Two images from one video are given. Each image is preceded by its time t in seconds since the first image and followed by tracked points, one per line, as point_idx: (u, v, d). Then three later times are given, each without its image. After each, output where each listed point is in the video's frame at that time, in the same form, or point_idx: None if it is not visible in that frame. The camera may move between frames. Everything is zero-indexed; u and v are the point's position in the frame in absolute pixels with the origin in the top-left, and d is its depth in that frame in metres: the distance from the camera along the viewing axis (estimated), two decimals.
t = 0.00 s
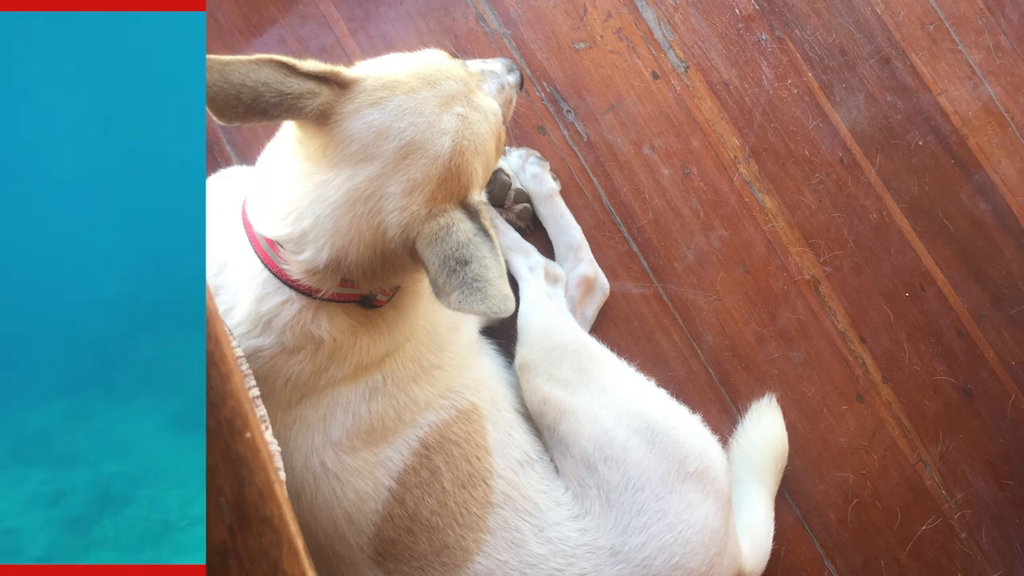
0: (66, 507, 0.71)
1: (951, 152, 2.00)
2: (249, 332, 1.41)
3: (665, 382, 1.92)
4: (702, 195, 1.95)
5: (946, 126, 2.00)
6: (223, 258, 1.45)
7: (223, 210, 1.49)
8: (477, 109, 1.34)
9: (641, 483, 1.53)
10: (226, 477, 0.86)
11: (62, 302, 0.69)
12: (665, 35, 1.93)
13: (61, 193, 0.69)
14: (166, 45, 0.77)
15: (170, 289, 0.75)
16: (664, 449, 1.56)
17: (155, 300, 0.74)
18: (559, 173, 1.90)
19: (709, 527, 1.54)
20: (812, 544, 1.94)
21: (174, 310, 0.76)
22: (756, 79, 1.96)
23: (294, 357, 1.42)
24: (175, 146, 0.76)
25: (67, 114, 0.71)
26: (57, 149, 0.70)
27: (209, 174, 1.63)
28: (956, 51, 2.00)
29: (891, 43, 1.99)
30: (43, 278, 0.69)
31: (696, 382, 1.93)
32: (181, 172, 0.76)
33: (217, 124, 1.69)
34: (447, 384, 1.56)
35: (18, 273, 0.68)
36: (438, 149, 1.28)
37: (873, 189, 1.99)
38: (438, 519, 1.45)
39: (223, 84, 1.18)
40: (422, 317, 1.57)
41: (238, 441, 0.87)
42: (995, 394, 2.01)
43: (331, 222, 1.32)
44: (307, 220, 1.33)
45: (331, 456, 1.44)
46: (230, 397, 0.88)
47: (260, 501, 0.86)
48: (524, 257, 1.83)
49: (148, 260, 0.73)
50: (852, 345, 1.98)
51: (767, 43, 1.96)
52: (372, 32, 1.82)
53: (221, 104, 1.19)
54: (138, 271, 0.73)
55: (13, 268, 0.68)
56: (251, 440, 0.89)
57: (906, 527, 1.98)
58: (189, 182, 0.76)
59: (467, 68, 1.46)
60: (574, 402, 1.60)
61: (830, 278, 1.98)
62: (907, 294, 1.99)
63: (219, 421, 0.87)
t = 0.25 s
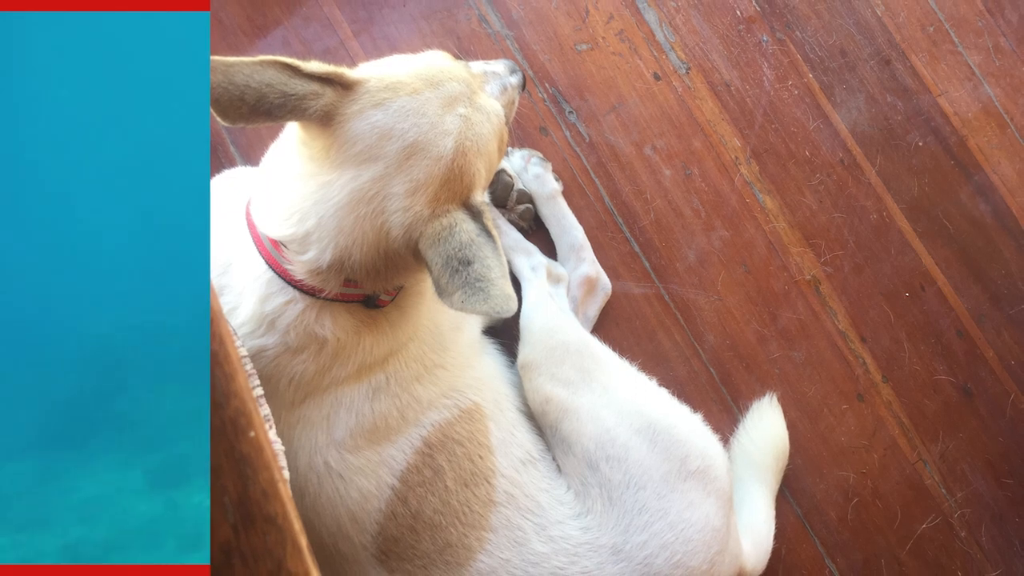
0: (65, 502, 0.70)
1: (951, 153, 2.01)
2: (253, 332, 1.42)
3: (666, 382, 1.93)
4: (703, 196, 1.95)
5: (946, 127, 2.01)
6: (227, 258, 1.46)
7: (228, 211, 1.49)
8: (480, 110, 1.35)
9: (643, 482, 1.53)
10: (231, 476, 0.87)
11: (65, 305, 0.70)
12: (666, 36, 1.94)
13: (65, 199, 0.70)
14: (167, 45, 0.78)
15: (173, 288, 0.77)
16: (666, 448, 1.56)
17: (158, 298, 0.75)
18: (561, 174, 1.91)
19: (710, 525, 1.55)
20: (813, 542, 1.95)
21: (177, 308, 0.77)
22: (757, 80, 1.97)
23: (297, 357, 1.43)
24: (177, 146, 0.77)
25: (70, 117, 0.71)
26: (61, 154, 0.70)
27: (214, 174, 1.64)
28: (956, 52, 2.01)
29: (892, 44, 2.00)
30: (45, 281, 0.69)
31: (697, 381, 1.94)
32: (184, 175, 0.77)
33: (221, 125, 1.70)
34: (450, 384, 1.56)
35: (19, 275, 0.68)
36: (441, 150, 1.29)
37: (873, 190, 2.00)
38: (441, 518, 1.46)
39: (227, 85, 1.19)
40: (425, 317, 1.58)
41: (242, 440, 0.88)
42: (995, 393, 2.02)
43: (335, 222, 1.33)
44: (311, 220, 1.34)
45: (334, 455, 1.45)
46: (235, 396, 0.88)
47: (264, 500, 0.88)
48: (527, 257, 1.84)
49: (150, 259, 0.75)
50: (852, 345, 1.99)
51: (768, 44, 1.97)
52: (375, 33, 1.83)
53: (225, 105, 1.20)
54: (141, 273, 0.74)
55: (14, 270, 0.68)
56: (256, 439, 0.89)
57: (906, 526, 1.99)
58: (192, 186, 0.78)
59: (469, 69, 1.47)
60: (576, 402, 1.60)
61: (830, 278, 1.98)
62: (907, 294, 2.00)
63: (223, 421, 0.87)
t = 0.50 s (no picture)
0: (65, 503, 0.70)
1: (951, 154, 2.02)
2: (257, 332, 1.43)
3: (668, 381, 1.94)
4: (704, 197, 1.96)
5: (946, 128, 2.02)
6: (230, 258, 1.47)
7: (232, 211, 1.50)
8: (482, 111, 1.36)
9: (645, 481, 1.54)
10: (235, 476, 0.87)
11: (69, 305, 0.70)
12: (668, 38, 1.95)
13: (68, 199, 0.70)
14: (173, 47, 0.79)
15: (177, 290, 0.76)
16: (667, 447, 1.57)
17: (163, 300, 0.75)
18: (564, 175, 1.92)
19: (711, 524, 1.55)
20: (814, 541, 1.96)
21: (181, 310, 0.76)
22: (758, 82, 1.98)
23: (301, 356, 1.44)
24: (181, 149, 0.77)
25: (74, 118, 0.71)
26: (66, 157, 0.70)
27: (218, 175, 1.65)
28: (956, 54, 2.02)
29: (892, 46, 2.01)
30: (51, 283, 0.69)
31: (699, 381, 1.95)
32: (188, 175, 0.77)
33: (225, 126, 1.71)
34: (453, 383, 1.57)
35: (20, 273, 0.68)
36: (443, 150, 1.30)
37: (874, 190, 2.01)
38: (443, 516, 1.47)
39: (232, 86, 1.19)
40: (428, 317, 1.59)
41: (246, 439, 0.88)
42: (994, 392, 2.03)
43: (338, 223, 1.34)
44: (315, 221, 1.35)
45: (338, 454, 1.46)
46: (239, 396, 0.89)
47: (268, 498, 0.88)
48: (529, 258, 1.84)
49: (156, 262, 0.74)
50: (852, 344, 2.00)
51: (769, 46, 1.98)
52: (379, 35, 1.84)
53: (229, 106, 1.20)
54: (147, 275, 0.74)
55: (16, 269, 0.68)
56: (260, 439, 0.90)
57: (907, 525, 1.99)
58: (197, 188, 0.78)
59: (472, 71, 1.48)
60: (578, 401, 1.61)
61: (831, 278, 1.99)
62: (907, 294, 2.01)
63: (227, 420, 0.88)
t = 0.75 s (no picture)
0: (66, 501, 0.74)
1: (951, 155, 2.03)
2: (261, 332, 1.43)
3: (669, 381, 1.95)
4: (705, 197, 1.97)
5: (946, 129, 2.03)
6: (235, 258, 1.48)
7: (236, 212, 1.51)
8: (485, 112, 1.37)
9: (646, 480, 1.55)
10: (239, 475, 0.88)
11: (74, 309, 0.74)
12: (669, 39, 1.96)
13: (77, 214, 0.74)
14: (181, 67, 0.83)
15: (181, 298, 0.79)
16: (669, 446, 1.58)
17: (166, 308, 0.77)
18: (566, 175, 1.93)
19: (712, 522, 1.56)
20: (814, 540, 1.97)
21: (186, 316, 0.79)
22: (759, 83, 1.98)
23: (305, 356, 1.45)
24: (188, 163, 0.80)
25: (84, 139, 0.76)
26: (71, 167, 0.75)
27: (222, 176, 1.66)
28: (956, 55, 2.03)
29: (892, 47, 2.02)
30: (55, 290, 0.74)
31: (700, 380, 1.96)
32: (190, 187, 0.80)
33: (229, 127, 1.72)
34: (456, 382, 1.58)
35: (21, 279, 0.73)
36: (446, 151, 1.30)
37: (874, 191, 2.02)
38: (446, 515, 1.48)
39: (236, 87, 1.20)
40: (431, 317, 1.59)
41: (250, 438, 0.89)
42: (994, 392, 2.04)
43: (342, 223, 1.34)
44: (319, 221, 1.35)
45: (341, 453, 1.47)
46: (243, 395, 0.89)
47: (271, 497, 0.88)
48: (532, 258, 1.85)
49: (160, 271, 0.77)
50: (853, 344, 2.00)
51: (770, 47, 1.99)
52: (382, 36, 1.85)
53: (234, 107, 1.21)
54: (146, 277, 0.77)
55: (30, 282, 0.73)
56: (263, 438, 0.90)
57: (907, 523, 2.00)
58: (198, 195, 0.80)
59: (475, 72, 1.49)
60: (580, 400, 1.62)
61: (831, 278, 2.00)
62: (907, 294, 2.02)
63: (231, 419, 0.88)
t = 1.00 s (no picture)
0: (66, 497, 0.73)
1: (950, 156, 2.04)
2: (265, 331, 1.44)
3: (671, 380, 1.96)
4: (707, 198, 1.98)
5: (946, 129, 2.03)
6: (239, 258, 1.49)
7: (241, 212, 1.52)
8: (487, 113, 1.38)
9: (648, 479, 1.56)
10: (243, 473, 0.88)
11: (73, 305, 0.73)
12: (671, 41, 1.97)
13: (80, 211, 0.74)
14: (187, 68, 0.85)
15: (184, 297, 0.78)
16: (671, 445, 1.59)
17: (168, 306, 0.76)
18: (568, 176, 1.94)
19: (713, 521, 1.57)
20: (815, 538, 1.98)
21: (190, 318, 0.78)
22: (760, 84, 1.99)
23: (308, 355, 1.46)
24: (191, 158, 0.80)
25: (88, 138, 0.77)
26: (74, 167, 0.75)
27: (226, 176, 1.67)
28: (956, 56, 2.04)
29: (892, 49, 2.03)
30: (54, 285, 0.73)
31: (701, 379, 1.96)
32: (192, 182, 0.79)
33: (233, 128, 1.73)
34: (458, 382, 1.59)
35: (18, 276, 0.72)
36: (449, 152, 1.31)
37: (875, 191, 2.02)
38: (449, 513, 1.49)
39: (240, 88, 1.21)
40: (434, 316, 1.60)
41: (255, 437, 0.89)
42: (993, 391, 2.04)
43: (345, 224, 1.35)
44: (322, 221, 1.36)
45: (345, 452, 1.47)
46: (248, 394, 0.90)
47: (276, 496, 0.88)
48: (534, 258, 1.87)
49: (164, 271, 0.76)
50: (853, 344, 2.01)
51: (771, 48, 2.00)
52: (385, 38, 1.86)
53: (238, 108, 1.22)
54: (150, 276, 0.76)
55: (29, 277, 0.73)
56: (268, 436, 0.90)
57: (907, 522, 2.01)
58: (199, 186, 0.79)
59: (477, 73, 1.50)
60: (583, 400, 1.63)
61: (832, 278, 2.01)
62: (907, 294, 2.03)
63: (236, 418, 0.89)
